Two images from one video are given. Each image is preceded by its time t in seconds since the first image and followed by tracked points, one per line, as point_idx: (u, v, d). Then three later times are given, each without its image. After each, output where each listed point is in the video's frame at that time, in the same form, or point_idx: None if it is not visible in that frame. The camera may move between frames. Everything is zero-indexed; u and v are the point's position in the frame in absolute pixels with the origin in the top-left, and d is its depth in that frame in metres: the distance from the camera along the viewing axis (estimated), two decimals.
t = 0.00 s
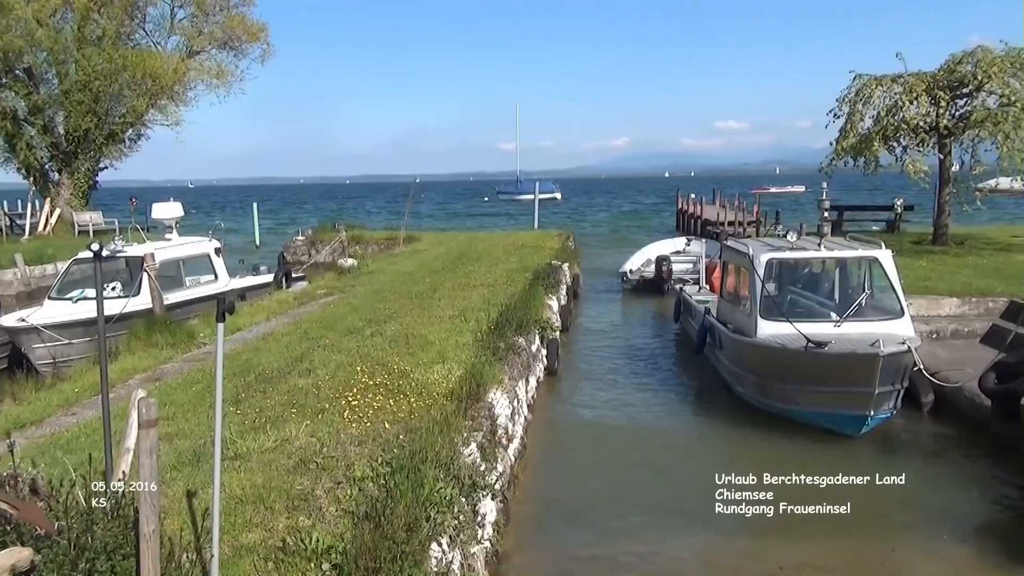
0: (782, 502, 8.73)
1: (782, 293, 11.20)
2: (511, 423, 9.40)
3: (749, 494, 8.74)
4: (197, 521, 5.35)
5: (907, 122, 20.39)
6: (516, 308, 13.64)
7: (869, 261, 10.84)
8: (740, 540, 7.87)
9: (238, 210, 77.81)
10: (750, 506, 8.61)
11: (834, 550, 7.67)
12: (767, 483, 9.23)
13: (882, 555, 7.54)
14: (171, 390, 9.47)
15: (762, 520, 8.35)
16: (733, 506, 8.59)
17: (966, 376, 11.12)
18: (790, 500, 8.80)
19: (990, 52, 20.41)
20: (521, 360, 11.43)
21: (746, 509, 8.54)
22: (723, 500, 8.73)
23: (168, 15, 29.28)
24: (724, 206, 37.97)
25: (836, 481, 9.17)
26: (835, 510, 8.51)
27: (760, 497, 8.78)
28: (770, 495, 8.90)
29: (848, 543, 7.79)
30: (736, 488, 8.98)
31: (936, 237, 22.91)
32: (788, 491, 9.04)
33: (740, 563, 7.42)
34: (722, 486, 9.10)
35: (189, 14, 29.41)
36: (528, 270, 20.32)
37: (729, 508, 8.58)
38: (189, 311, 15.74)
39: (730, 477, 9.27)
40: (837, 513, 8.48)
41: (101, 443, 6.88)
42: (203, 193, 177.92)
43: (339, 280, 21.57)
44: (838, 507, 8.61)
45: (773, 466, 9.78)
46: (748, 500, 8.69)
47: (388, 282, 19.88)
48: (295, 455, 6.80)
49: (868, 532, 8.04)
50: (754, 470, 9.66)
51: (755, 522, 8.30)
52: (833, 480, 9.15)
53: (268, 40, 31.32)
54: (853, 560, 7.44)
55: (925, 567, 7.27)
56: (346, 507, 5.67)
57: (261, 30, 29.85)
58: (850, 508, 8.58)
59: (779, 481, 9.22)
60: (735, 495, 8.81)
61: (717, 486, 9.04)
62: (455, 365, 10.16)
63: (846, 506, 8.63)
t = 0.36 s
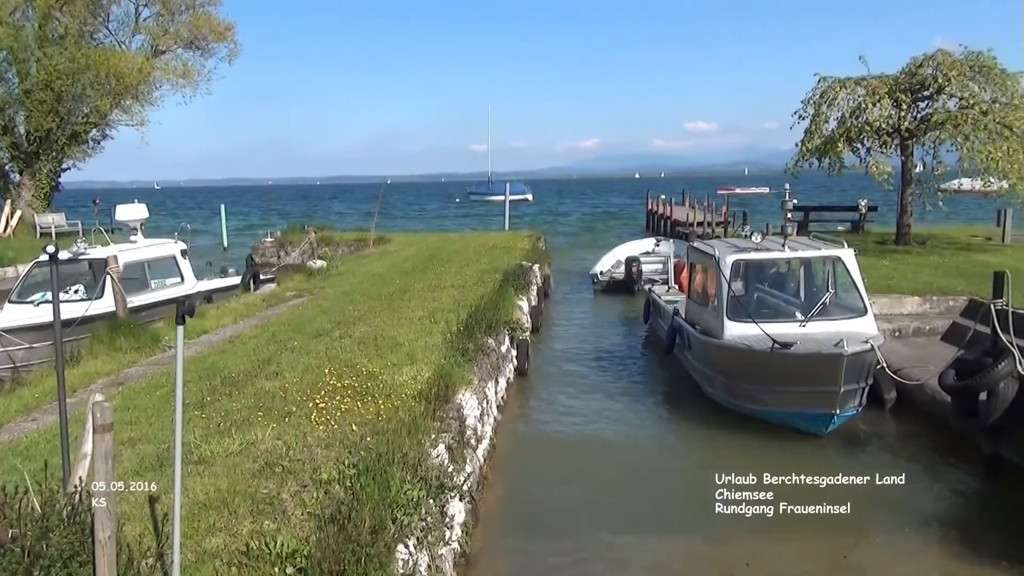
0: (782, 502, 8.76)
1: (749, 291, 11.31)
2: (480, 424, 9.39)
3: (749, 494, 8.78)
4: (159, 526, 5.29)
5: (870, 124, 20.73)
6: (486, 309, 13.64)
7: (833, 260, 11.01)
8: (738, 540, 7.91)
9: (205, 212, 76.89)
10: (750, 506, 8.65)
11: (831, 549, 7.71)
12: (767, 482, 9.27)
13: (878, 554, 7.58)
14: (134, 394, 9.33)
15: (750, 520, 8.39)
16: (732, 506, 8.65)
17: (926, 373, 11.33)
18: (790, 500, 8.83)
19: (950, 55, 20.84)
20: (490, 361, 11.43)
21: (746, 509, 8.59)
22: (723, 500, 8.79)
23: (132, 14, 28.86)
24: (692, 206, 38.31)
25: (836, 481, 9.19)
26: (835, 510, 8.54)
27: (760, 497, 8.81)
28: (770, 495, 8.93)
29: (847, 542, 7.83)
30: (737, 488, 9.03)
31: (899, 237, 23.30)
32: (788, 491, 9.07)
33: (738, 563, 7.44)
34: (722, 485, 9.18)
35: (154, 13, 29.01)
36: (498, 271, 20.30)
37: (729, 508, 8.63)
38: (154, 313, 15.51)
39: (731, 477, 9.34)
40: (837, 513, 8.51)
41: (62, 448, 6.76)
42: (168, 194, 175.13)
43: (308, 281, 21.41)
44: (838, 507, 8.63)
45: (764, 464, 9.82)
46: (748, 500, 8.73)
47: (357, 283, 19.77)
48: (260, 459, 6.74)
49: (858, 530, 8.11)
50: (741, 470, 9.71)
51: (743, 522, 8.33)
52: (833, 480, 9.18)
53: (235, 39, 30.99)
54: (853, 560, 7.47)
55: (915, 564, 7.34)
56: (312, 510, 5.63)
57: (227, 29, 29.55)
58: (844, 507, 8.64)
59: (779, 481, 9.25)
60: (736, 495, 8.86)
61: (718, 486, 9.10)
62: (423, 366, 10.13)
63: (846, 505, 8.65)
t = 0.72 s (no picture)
0: (782, 502, 8.70)
1: (715, 290, 11.44)
2: (449, 423, 9.36)
3: (748, 494, 8.74)
4: (120, 530, 5.21)
5: (835, 124, 21.09)
6: (455, 308, 13.61)
7: (798, 257, 11.17)
8: (734, 540, 7.87)
9: (171, 211, 75.69)
10: (750, 506, 8.60)
11: (829, 549, 7.68)
12: (767, 482, 9.22)
13: (874, 552, 7.57)
14: (96, 396, 9.16)
15: (729, 517, 8.40)
16: (732, 506, 8.61)
17: (889, 369, 11.52)
18: (790, 500, 8.78)
19: (912, 57, 21.24)
20: (459, 360, 11.41)
21: (746, 509, 8.54)
22: (723, 500, 8.75)
23: (95, 9, 28.35)
24: (662, 206, 38.59)
25: (836, 481, 9.14)
26: (835, 510, 8.47)
27: (760, 497, 8.76)
28: (770, 495, 8.88)
29: (846, 542, 7.80)
30: (736, 488, 9.01)
31: (864, 236, 23.66)
32: (788, 491, 9.03)
33: (735, 563, 7.40)
34: (722, 486, 9.16)
35: (117, 8, 28.52)
36: (468, 271, 20.24)
37: (729, 508, 8.59)
38: (118, 314, 15.26)
39: (731, 477, 9.32)
40: (837, 513, 8.44)
41: (18, 452, 6.61)
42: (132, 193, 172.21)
43: (276, 281, 21.22)
44: (838, 507, 8.57)
45: (752, 463, 9.81)
46: (748, 500, 8.69)
47: (326, 283, 19.62)
48: (224, 460, 6.66)
49: (848, 527, 8.12)
50: (720, 468, 9.74)
51: (728, 520, 8.32)
52: (833, 480, 9.13)
53: (201, 35, 30.60)
54: (852, 560, 7.43)
55: (908, 561, 7.35)
56: (277, 511, 5.57)
57: (193, 25, 29.17)
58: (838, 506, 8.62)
59: (779, 481, 9.20)
60: (736, 495, 8.82)
61: (718, 486, 9.09)
62: (392, 366, 10.07)
63: (846, 506, 8.59)
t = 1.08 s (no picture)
0: (782, 502, 8.64)
1: (678, 287, 11.53)
2: (412, 422, 9.33)
3: (748, 494, 8.68)
4: (72, 534, 5.10)
5: (794, 124, 21.44)
6: (419, 306, 13.56)
7: (756, 254, 11.33)
8: (723, 540, 7.86)
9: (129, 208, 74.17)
10: (750, 506, 8.54)
11: (824, 546, 7.66)
12: (767, 483, 9.16)
13: (866, 547, 7.58)
14: (49, 398, 8.94)
15: (698, 514, 8.43)
16: (732, 506, 8.56)
17: (845, 365, 11.75)
18: (790, 500, 8.71)
19: (869, 59, 21.62)
20: (423, 358, 11.39)
21: (746, 509, 8.48)
22: (723, 500, 8.70)
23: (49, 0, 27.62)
24: (626, 204, 38.82)
25: (836, 481, 9.08)
26: (835, 511, 8.40)
27: (760, 497, 8.70)
28: (771, 495, 8.82)
29: (839, 539, 7.79)
30: (736, 488, 8.96)
31: (823, 235, 24.06)
32: (788, 491, 8.96)
33: (727, 563, 7.37)
34: (723, 486, 9.10)
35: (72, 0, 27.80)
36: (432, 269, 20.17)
37: (729, 508, 8.54)
38: (73, 314, 14.93)
39: (731, 477, 9.27)
40: (837, 513, 8.36)
41: None
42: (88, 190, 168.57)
43: (237, 280, 20.93)
44: (838, 507, 8.49)
45: (719, 460, 9.89)
46: (748, 500, 8.63)
47: (288, 281, 19.39)
48: (181, 461, 6.55)
49: (832, 523, 8.17)
50: (689, 465, 9.79)
51: (696, 517, 8.36)
52: (833, 480, 9.07)
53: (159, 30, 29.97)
54: (851, 559, 7.38)
55: (898, 557, 7.39)
56: (235, 512, 5.50)
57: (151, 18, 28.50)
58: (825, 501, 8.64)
59: (779, 480, 9.14)
60: (735, 495, 8.77)
61: (717, 486, 9.04)
62: (354, 365, 10.00)
63: (846, 506, 8.51)
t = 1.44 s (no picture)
0: (782, 502, 8.61)
1: (638, 286, 11.64)
2: (372, 422, 9.27)
3: (748, 494, 8.65)
4: (19, 540, 4.97)
5: (752, 126, 21.79)
6: (381, 305, 13.47)
7: (715, 252, 11.49)
8: (697, 538, 7.89)
9: (81, 206, 72.39)
10: (750, 506, 8.52)
11: (807, 543, 7.71)
12: (767, 483, 9.14)
13: (841, 542, 7.66)
14: None
15: (666, 512, 8.48)
16: (732, 506, 8.55)
17: (801, 361, 11.95)
18: (790, 500, 8.69)
19: (824, 62, 22.02)
20: (383, 358, 11.32)
21: (746, 509, 8.46)
22: (723, 500, 8.69)
23: None
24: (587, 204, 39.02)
25: (836, 481, 9.05)
26: (835, 510, 8.37)
27: (760, 497, 8.67)
28: (771, 495, 8.80)
29: (814, 534, 7.86)
30: (736, 488, 8.94)
31: (780, 234, 24.44)
32: (787, 491, 8.93)
33: (697, 560, 7.41)
34: (723, 486, 9.09)
35: None
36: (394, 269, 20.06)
37: (729, 508, 8.52)
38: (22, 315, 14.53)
39: (731, 478, 9.26)
40: (837, 512, 8.33)
41: None
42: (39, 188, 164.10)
43: (194, 280, 20.56)
44: (838, 507, 8.45)
45: (684, 458, 9.96)
46: (748, 499, 8.62)
47: (247, 281, 19.11)
48: (134, 464, 6.42)
49: (807, 519, 8.24)
50: (657, 463, 9.83)
51: (665, 516, 8.39)
52: (833, 480, 9.04)
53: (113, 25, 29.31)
54: (827, 555, 7.45)
55: (871, 552, 7.48)
56: (189, 515, 5.41)
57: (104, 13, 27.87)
58: (804, 498, 8.72)
59: (779, 480, 9.11)
60: (735, 495, 8.75)
61: (718, 486, 9.02)
62: (313, 365, 9.90)
63: (846, 505, 8.48)
